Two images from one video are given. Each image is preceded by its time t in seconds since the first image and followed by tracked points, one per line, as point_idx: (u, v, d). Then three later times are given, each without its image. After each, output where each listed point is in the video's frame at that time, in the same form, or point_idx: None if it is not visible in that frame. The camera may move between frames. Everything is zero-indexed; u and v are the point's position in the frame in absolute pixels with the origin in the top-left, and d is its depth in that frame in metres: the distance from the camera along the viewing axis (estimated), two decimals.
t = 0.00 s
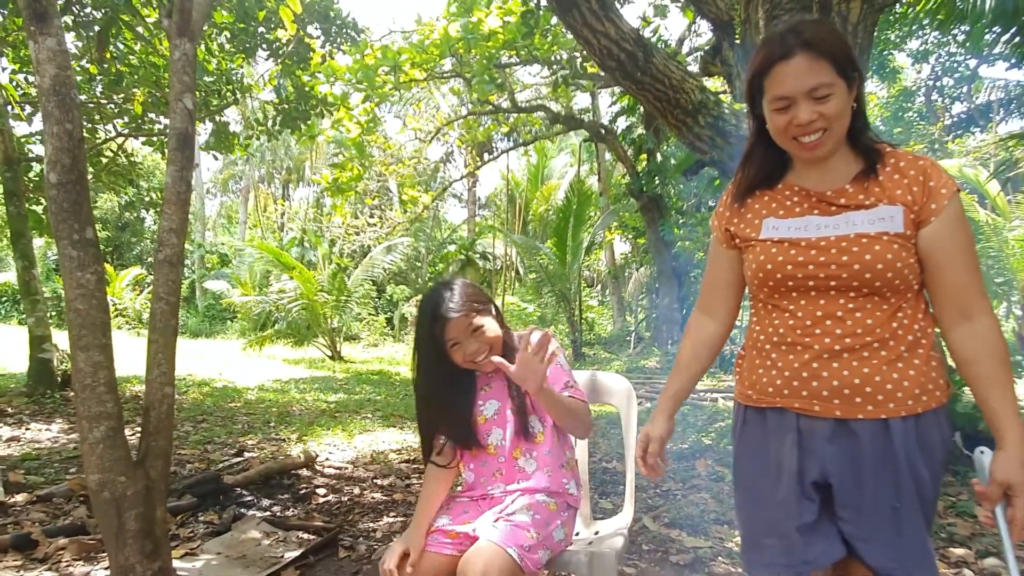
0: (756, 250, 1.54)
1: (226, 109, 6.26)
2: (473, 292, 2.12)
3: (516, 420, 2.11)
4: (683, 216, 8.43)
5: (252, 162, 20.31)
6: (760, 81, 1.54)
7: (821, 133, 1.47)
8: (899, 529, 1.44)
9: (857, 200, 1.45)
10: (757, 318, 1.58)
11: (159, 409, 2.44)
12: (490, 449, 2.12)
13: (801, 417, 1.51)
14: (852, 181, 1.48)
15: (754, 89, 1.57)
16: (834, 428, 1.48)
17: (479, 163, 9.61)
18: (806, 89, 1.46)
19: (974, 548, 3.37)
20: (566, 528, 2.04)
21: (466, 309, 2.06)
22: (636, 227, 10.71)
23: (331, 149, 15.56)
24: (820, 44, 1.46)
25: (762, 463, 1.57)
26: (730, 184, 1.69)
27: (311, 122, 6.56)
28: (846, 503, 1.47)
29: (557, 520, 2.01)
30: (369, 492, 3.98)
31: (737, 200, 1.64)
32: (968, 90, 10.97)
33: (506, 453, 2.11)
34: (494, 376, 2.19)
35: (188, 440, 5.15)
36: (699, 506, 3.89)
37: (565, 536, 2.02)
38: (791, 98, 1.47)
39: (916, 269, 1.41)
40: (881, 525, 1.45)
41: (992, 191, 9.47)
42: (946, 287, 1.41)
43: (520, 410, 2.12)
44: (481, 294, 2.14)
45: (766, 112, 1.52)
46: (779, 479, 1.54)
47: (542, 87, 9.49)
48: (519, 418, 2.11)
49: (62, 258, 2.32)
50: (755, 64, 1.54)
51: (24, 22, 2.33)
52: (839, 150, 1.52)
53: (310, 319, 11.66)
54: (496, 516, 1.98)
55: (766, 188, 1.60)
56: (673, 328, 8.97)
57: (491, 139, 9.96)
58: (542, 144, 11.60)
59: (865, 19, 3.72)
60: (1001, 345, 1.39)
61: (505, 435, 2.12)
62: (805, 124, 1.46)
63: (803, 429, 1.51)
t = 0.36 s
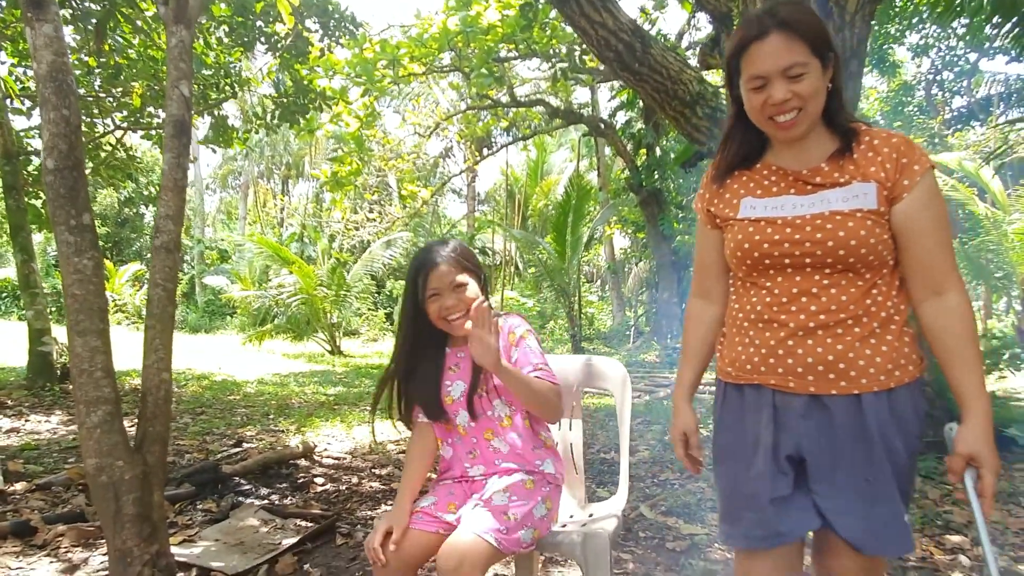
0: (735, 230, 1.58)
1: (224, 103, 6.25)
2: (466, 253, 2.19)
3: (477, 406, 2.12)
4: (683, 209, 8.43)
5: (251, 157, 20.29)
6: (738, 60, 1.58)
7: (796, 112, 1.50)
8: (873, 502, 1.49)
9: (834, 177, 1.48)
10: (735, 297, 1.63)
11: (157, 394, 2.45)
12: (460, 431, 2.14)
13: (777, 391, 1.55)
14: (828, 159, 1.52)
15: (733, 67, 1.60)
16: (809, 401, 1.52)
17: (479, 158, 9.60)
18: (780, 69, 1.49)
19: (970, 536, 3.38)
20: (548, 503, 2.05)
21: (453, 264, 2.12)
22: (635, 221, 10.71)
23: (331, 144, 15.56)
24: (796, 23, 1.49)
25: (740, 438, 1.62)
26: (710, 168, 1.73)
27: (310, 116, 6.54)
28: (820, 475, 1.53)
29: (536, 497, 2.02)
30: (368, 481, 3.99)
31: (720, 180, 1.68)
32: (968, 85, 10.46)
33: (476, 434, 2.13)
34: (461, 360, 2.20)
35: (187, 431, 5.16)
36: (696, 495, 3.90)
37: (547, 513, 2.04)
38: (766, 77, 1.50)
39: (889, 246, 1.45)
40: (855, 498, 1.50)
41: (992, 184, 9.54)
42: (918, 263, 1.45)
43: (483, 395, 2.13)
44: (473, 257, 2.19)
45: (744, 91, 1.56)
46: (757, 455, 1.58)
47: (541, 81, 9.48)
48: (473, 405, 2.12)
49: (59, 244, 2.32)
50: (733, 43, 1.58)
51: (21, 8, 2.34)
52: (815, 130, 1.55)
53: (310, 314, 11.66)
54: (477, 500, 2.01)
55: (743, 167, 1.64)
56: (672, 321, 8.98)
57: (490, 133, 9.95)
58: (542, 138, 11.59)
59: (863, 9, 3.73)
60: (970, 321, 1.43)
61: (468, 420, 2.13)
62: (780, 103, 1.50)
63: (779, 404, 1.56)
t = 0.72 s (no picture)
0: (694, 225, 1.64)
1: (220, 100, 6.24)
2: (451, 231, 2.20)
3: (449, 399, 2.13)
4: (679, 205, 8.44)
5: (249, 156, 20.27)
6: (693, 47, 1.61)
7: (749, 100, 1.54)
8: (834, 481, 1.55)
9: (786, 173, 1.53)
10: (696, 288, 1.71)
11: (149, 383, 2.46)
12: (433, 422, 2.17)
13: (739, 378, 1.65)
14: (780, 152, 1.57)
15: (688, 55, 1.64)
16: (769, 388, 1.61)
17: (476, 156, 9.59)
18: (733, 54, 1.52)
19: (962, 526, 3.39)
20: (528, 491, 2.05)
21: (437, 240, 2.13)
22: (632, 219, 10.71)
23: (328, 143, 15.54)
24: (749, 9, 1.52)
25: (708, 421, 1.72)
26: (664, 159, 1.79)
27: (307, 113, 6.51)
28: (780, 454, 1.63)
29: (516, 484, 2.03)
30: (362, 474, 4.00)
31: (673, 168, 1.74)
32: (964, 82, 10.60)
33: (450, 427, 2.14)
34: (433, 351, 2.20)
35: (183, 426, 5.17)
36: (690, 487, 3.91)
37: (528, 500, 2.04)
38: (720, 63, 1.54)
39: (842, 237, 1.50)
40: (815, 476, 1.57)
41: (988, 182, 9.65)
42: (868, 251, 1.49)
43: (457, 388, 2.14)
44: (458, 236, 2.21)
45: (699, 79, 1.59)
46: (724, 436, 1.68)
47: (539, 79, 9.47)
48: (448, 399, 2.13)
49: (52, 234, 2.33)
50: (688, 31, 1.61)
51: None
52: (768, 120, 1.59)
53: (308, 312, 11.65)
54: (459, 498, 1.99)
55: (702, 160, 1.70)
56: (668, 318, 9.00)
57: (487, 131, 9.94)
58: (539, 136, 11.60)
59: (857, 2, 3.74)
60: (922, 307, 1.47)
61: (444, 412, 2.15)
62: (733, 90, 1.54)
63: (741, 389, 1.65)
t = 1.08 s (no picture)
0: (682, 253, 1.71)
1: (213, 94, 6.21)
2: (462, 211, 2.26)
3: (451, 379, 2.16)
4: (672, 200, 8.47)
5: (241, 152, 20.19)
6: (668, 52, 1.59)
7: (728, 110, 1.51)
8: (833, 485, 1.61)
9: (766, 205, 1.54)
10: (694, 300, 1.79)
11: (141, 371, 2.47)
12: (429, 406, 2.19)
13: (730, 381, 1.76)
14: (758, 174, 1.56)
15: (662, 63, 1.62)
16: (760, 392, 1.72)
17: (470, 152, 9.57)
18: (710, 59, 1.51)
19: (948, 513, 3.43)
20: (520, 481, 2.02)
21: (449, 216, 2.21)
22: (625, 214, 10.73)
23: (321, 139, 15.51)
24: (725, 12, 1.52)
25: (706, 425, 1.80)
26: (644, 165, 1.82)
27: (299, 108, 6.48)
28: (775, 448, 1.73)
29: (508, 476, 1.99)
30: (355, 465, 4.01)
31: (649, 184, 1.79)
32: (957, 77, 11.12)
33: (447, 410, 2.18)
34: (438, 331, 2.22)
35: (175, 420, 5.17)
36: (680, 477, 3.94)
37: (519, 491, 2.01)
38: (696, 69, 1.52)
39: (820, 261, 1.52)
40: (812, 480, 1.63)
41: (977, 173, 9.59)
42: (853, 277, 1.42)
43: (459, 371, 2.16)
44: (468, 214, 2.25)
45: (675, 84, 1.57)
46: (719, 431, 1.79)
47: (532, 74, 9.47)
48: (449, 378, 2.16)
49: (42, 222, 2.33)
50: (663, 34, 1.60)
51: None
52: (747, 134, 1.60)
53: (301, 308, 11.62)
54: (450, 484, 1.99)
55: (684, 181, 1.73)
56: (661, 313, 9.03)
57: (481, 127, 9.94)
58: (532, 132, 11.61)
59: None
60: (918, 337, 1.35)
61: (445, 392, 2.17)
62: (711, 98, 1.51)
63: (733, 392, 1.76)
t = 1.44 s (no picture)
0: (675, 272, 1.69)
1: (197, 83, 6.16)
2: (462, 189, 2.30)
3: (438, 352, 2.18)
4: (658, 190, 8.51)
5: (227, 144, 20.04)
6: (636, 72, 1.46)
7: (705, 139, 1.42)
8: (831, 460, 1.59)
9: (748, 228, 1.47)
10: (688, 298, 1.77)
11: (124, 353, 2.48)
12: (412, 374, 2.21)
13: (730, 364, 1.78)
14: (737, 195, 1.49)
15: (630, 83, 1.50)
16: (760, 374, 1.72)
17: (456, 143, 9.56)
18: (683, 88, 1.38)
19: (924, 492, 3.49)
20: (500, 458, 2.06)
21: (450, 190, 2.25)
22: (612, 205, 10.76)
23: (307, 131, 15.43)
24: (698, 31, 1.38)
25: (731, 427, 1.78)
26: (626, 177, 1.75)
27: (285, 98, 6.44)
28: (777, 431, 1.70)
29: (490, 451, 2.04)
30: (340, 450, 4.04)
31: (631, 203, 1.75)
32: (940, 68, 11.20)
33: (428, 382, 2.20)
34: (430, 303, 2.26)
35: (160, 408, 5.17)
36: (663, 460, 3.99)
37: (499, 467, 2.05)
38: (668, 98, 1.40)
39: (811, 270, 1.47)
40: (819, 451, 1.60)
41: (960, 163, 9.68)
42: (836, 305, 1.24)
43: (446, 345, 2.19)
44: (468, 194, 2.30)
45: (646, 111, 1.45)
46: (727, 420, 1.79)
47: (519, 65, 9.46)
48: (433, 350, 2.19)
49: (22, 203, 2.33)
50: (630, 53, 1.46)
51: None
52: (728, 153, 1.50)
53: (287, 299, 11.59)
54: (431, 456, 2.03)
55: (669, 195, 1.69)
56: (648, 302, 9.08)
57: (467, 118, 9.92)
58: (519, 123, 11.62)
59: None
60: (911, 373, 1.13)
61: (430, 363, 2.19)
62: (685, 130, 1.41)
63: (735, 377, 1.78)
